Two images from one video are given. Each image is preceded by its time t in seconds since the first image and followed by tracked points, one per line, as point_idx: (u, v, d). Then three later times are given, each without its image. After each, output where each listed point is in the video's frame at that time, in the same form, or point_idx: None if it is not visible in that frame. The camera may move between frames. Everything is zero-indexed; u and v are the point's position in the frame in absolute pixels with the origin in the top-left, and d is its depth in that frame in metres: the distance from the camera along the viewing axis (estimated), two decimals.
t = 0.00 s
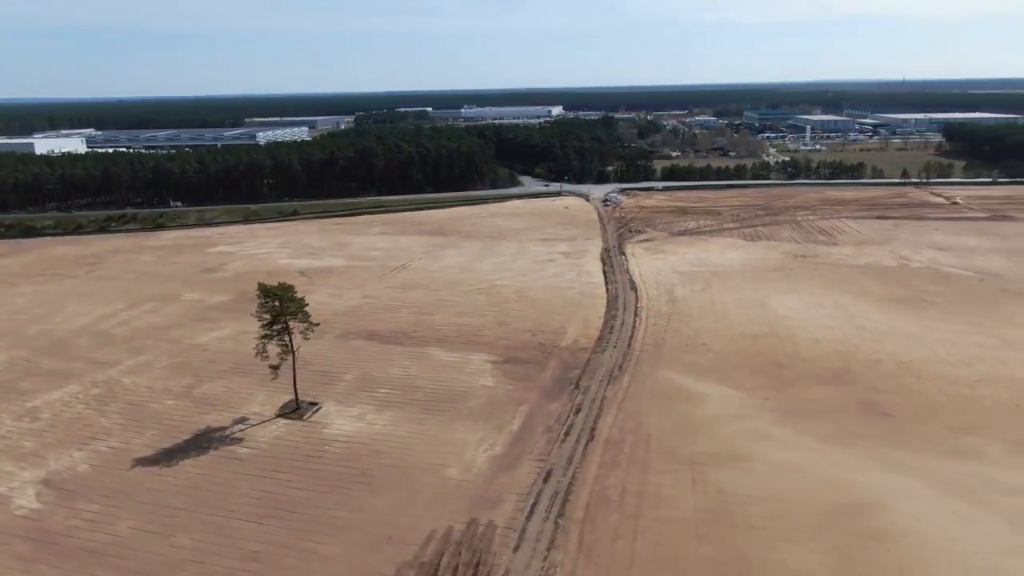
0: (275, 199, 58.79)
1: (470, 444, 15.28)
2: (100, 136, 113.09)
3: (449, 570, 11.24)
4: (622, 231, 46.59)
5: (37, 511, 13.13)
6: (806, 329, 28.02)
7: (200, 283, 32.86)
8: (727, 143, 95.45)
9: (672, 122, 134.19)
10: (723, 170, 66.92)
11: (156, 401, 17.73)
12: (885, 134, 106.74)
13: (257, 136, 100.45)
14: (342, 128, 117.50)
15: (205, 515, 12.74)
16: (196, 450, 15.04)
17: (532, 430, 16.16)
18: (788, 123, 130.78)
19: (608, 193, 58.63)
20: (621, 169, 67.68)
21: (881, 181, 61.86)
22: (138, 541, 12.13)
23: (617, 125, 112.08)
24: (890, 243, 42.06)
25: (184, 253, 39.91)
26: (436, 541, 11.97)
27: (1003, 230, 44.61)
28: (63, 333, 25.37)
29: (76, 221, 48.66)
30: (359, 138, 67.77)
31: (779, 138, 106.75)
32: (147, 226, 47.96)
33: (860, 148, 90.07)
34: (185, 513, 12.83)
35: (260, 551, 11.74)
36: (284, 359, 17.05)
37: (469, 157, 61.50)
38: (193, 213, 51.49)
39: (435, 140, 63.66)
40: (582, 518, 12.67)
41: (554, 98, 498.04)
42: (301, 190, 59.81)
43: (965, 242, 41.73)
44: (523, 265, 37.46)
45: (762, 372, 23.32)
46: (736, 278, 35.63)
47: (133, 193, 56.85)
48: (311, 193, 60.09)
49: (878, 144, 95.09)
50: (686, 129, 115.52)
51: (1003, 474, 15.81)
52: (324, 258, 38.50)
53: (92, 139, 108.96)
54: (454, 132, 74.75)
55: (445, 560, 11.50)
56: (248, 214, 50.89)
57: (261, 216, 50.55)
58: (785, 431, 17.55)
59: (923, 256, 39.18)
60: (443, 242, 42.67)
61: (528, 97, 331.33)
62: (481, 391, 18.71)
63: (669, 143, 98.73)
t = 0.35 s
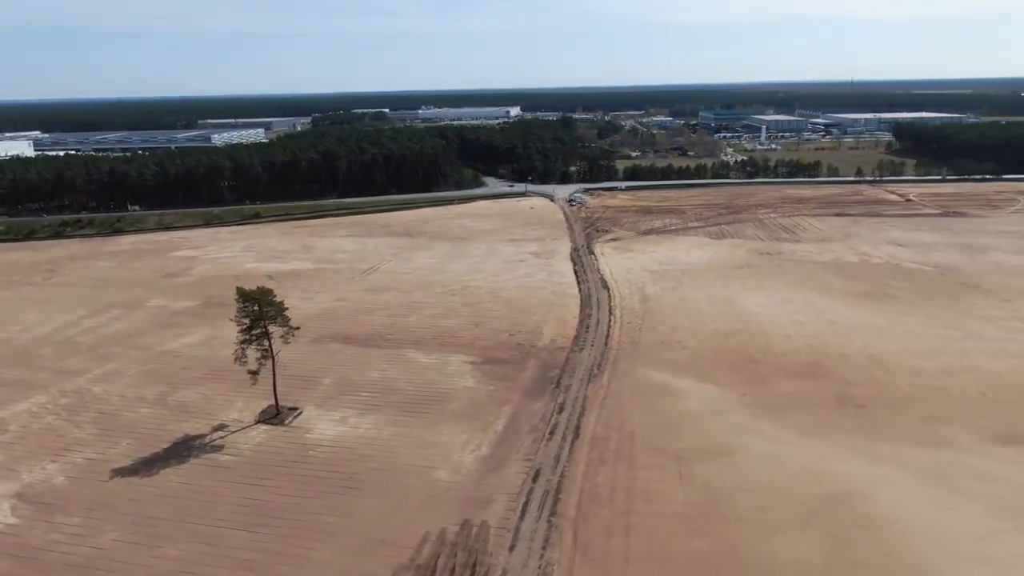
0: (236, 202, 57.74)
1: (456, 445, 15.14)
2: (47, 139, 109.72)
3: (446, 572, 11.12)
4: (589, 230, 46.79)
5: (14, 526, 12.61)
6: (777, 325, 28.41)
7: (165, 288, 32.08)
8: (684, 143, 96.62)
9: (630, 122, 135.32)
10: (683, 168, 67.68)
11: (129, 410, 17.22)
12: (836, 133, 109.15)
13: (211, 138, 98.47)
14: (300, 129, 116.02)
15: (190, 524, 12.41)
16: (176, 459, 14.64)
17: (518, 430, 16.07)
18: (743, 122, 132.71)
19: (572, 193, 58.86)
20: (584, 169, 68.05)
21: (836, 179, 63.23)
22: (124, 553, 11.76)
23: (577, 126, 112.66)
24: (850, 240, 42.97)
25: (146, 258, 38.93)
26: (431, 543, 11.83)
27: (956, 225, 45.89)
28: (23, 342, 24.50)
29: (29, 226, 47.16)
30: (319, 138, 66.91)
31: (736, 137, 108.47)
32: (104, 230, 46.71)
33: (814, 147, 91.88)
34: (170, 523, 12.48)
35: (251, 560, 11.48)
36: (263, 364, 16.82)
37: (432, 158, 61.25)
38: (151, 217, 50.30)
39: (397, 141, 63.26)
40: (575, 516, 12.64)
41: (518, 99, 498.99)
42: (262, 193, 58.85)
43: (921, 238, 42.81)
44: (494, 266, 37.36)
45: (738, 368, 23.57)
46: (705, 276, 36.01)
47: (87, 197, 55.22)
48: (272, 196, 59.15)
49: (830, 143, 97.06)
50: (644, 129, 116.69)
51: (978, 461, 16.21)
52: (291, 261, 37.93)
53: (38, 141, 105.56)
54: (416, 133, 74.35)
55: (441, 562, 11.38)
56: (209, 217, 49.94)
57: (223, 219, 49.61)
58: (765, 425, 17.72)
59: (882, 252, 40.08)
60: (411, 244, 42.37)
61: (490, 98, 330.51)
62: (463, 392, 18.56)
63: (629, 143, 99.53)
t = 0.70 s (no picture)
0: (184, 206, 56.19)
1: (433, 447, 15.00)
2: None
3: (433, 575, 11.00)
4: (546, 230, 46.96)
5: None
6: (738, 319, 28.95)
7: (116, 295, 31.04)
8: (633, 143, 97.79)
9: (578, 122, 136.23)
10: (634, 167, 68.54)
11: (89, 421, 16.59)
12: (778, 132, 111.76)
13: (150, 141, 95.80)
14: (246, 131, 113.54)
15: (166, 537, 12.02)
16: (144, 470, 14.16)
17: (494, 430, 16.00)
18: (688, 122, 135.02)
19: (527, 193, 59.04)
20: (536, 169, 68.33)
21: (782, 177, 64.81)
22: (97, 569, 11.32)
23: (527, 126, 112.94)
24: (800, 236, 44.10)
25: (94, 264, 37.61)
26: (417, 545, 11.69)
27: (899, 220, 47.47)
28: None
29: None
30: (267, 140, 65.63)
31: (682, 137, 110.24)
32: (46, 236, 44.90)
33: (759, 146, 94.02)
34: (144, 536, 12.07)
35: (233, 570, 11.18)
36: (231, 371, 16.44)
37: (384, 159, 60.78)
38: (95, 222, 48.56)
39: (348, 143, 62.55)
40: (558, 513, 12.65)
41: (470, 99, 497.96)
42: (210, 196, 57.40)
43: (867, 233, 44.16)
44: (454, 266, 37.20)
45: (704, 362, 23.90)
46: (663, 273, 36.50)
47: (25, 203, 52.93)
48: (221, 199, 57.77)
49: (774, 141, 99.53)
50: (594, 129, 117.67)
51: (938, 446, 16.78)
52: (247, 265, 37.14)
53: None
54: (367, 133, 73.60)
55: (428, 565, 11.24)
56: (156, 222, 48.50)
57: (171, 224, 48.25)
58: (735, 417, 18.01)
59: (832, 247, 41.20)
60: (368, 246, 41.91)
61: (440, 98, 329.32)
62: (435, 394, 18.40)
63: (579, 143, 100.25)
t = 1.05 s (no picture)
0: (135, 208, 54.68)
1: (413, 448, 14.88)
2: None
3: None
4: (508, 229, 46.95)
5: None
6: (704, 315, 29.36)
7: (70, 301, 30.03)
8: (588, 142, 98.35)
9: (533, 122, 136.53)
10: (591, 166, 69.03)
11: (53, 431, 16.02)
12: (729, 131, 113.63)
13: (94, 142, 93.11)
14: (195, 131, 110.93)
15: (145, 548, 11.70)
16: (116, 479, 13.75)
17: (473, 429, 15.93)
18: (640, 121, 136.42)
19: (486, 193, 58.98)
20: (494, 169, 68.29)
21: (736, 175, 65.95)
22: None
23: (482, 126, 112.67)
24: (757, 233, 44.93)
25: (44, 270, 36.34)
26: (404, 546, 11.58)
27: (851, 216, 48.68)
28: None
29: None
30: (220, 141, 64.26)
31: (636, 136, 111.35)
32: None
33: (711, 145, 95.49)
34: (121, 548, 11.72)
35: None
36: (202, 377, 16.09)
37: (342, 159, 60.11)
38: (42, 227, 46.94)
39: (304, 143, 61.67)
40: (543, 511, 12.66)
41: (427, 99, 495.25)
42: (162, 199, 55.96)
43: (822, 229, 45.21)
44: (420, 267, 36.94)
45: (675, 358, 24.15)
46: (628, 271, 36.82)
47: None
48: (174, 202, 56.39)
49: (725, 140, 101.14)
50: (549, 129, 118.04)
51: (904, 433, 17.29)
52: (206, 268, 36.32)
53: None
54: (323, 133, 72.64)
55: (417, 566, 11.14)
56: (107, 225, 47.12)
57: (123, 227, 46.93)
58: (708, 411, 18.25)
59: (789, 243, 42.05)
60: (330, 247, 41.36)
61: (396, 97, 327.03)
62: (410, 395, 18.24)
63: (534, 143, 100.43)
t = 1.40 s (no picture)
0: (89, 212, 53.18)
1: (399, 450, 14.74)
2: None
3: None
4: (475, 229, 46.83)
5: None
6: (676, 311, 29.68)
7: (27, 309, 29.03)
8: (547, 142, 98.52)
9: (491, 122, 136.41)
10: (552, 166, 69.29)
11: (20, 443, 15.45)
12: (684, 131, 115.04)
13: (40, 144, 90.18)
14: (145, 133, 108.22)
15: (129, 559, 11.37)
16: (94, 490, 13.33)
17: (457, 429, 15.83)
18: (596, 121, 137.59)
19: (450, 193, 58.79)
20: (456, 168, 68.08)
21: (695, 173, 66.84)
22: None
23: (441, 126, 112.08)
24: (720, 230, 45.59)
25: None
26: (398, 549, 11.46)
27: (809, 213, 49.72)
28: None
29: None
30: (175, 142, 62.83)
31: (594, 136, 112.10)
32: None
33: (668, 144, 96.55)
34: (104, 561, 11.37)
35: None
36: (178, 383, 15.74)
37: (302, 160, 59.34)
38: None
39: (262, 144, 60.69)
40: (534, 508, 12.65)
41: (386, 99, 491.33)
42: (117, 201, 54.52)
43: (782, 225, 46.07)
44: (388, 268, 36.65)
45: (650, 354, 24.36)
46: (597, 269, 37.04)
47: None
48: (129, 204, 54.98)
49: (682, 139, 102.39)
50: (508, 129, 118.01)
51: (877, 423, 17.70)
52: (169, 271, 35.46)
53: None
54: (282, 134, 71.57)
55: (412, 568, 11.04)
56: (60, 230, 45.74)
57: (76, 231, 45.60)
58: (687, 406, 18.43)
59: (751, 240, 42.75)
60: (295, 249, 40.78)
61: (354, 97, 323.79)
62: (389, 397, 18.05)
63: (494, 142, 100.33)
